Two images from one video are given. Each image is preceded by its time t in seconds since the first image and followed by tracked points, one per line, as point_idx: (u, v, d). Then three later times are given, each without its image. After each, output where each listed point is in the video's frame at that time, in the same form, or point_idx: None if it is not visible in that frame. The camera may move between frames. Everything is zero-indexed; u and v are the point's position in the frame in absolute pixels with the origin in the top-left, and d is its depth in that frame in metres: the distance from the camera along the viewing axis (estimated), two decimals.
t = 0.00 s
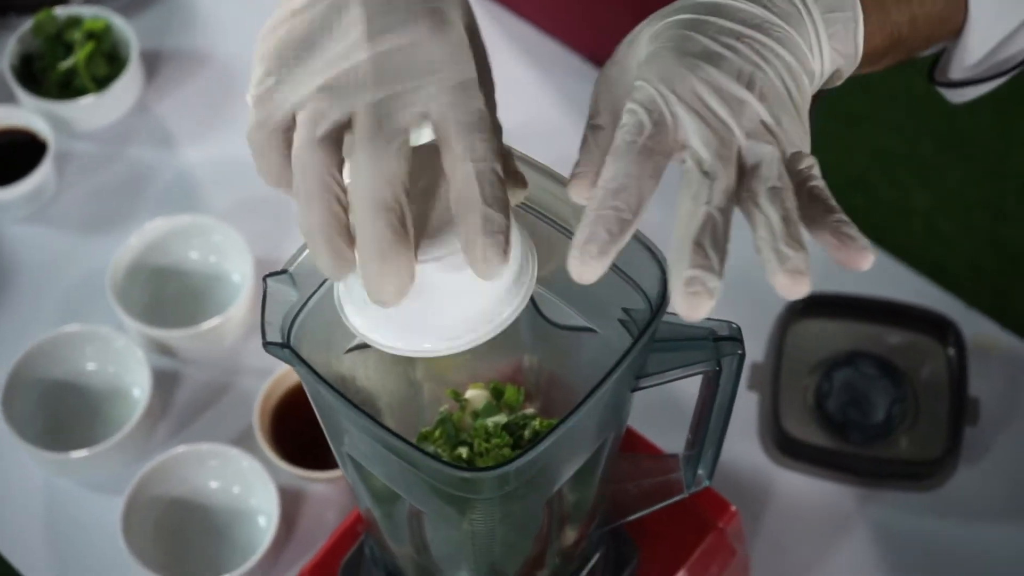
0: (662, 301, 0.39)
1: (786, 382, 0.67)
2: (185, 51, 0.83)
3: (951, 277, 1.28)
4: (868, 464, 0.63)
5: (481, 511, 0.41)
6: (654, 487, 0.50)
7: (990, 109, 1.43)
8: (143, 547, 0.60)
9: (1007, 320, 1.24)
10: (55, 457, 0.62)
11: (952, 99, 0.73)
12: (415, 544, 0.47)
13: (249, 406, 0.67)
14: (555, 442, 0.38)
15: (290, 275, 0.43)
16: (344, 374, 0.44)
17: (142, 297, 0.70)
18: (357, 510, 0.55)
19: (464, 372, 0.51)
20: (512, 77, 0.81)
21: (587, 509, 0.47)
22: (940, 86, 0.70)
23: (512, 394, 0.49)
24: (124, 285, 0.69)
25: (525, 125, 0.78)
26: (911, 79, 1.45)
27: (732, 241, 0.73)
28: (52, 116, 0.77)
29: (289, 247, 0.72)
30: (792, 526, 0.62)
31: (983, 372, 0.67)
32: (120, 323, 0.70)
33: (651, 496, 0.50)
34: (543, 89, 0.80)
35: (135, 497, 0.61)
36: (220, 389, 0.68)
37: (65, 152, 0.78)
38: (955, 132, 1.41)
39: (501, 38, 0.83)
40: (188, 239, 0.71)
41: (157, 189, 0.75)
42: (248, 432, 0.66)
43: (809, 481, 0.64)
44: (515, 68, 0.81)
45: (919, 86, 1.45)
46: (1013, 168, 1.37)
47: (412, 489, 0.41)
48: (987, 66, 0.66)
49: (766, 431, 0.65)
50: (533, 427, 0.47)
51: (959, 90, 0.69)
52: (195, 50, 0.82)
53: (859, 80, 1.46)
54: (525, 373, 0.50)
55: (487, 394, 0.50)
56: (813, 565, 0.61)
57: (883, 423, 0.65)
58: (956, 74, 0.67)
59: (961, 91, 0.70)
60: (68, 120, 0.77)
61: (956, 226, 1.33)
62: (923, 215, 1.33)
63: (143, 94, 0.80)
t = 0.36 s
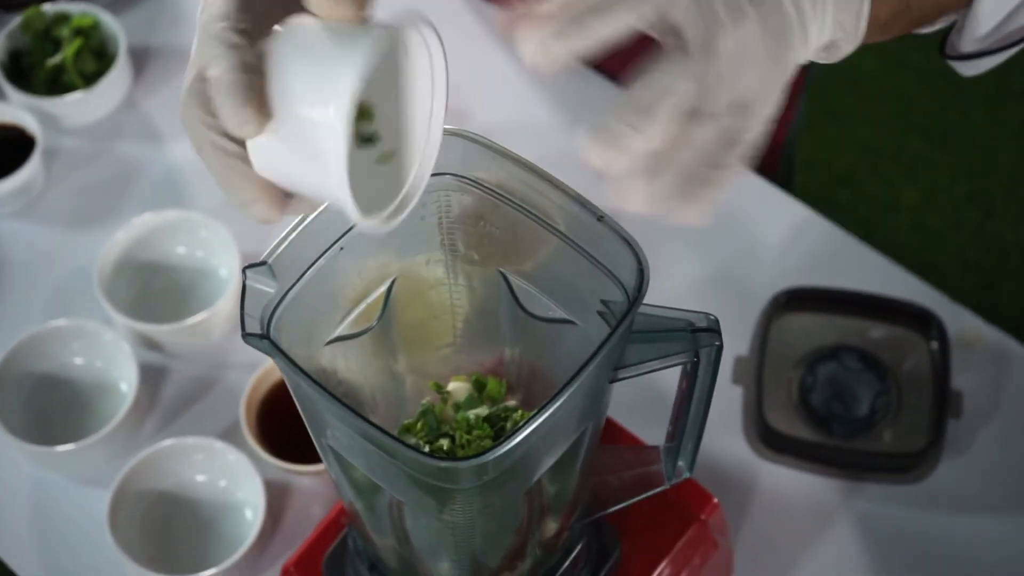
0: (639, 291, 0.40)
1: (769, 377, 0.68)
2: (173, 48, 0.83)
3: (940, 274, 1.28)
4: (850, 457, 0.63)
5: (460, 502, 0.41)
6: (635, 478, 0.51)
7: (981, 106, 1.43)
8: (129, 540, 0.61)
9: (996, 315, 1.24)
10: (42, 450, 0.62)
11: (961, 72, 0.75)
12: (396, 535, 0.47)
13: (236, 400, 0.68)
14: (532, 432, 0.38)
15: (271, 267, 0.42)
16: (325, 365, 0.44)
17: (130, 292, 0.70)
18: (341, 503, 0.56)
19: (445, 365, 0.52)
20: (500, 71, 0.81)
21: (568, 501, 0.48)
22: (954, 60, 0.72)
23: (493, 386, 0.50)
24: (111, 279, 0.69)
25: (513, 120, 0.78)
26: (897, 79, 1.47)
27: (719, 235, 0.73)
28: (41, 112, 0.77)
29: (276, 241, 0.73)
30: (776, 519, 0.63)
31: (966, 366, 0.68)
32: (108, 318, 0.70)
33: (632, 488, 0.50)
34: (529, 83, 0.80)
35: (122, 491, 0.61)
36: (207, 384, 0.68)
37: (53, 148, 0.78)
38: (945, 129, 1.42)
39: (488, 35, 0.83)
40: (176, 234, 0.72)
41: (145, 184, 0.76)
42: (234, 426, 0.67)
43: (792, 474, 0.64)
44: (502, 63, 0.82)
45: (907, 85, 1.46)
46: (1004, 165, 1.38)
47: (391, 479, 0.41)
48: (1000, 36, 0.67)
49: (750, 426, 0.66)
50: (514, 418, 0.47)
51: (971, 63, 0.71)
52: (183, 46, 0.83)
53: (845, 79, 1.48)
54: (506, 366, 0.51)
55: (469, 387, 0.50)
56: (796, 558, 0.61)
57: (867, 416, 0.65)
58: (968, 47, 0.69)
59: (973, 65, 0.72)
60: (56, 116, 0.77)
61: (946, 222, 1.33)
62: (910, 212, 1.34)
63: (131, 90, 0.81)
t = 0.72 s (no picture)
0: (643, 286, 0.40)
1: (770, 372, 0.69)
2: (173, 46, 0.83)
3: (938, 272, 1.28)
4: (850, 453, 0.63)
5: (463, 495, 0.41)
6: (636, 473, 0.51)
7: (980, 105, 1.43)
8: (132, 536, 0.61)
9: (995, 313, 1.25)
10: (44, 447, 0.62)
11: (805, 43, 0.80)
12: (399, 531, 0.47)
13: (238, 397, 0.68)
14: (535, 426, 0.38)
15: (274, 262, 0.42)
16: (328, 361, 0.44)
17: (131, 289, 0.70)
18: (343, 498, 0.56)
19: (447, 361, 0.52)
20: (501, 68, 0.81)
21: (570, 495, 0.48)
22: (792, 22, 0.74)
23: (495, 381, 0.50)
24: (112, 277, 0.69)
25: (513, 117, 0.78)
26: (895, 79, 1.47)
27: (719, 232, 0.73)
28: (41, 110, 0.77)
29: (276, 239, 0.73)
30: (777, 515, 0.63)
31: (966, 362, 0.68)
32: (109, 315, 0.70)
33: (634, 483, 0.50)
34: (530, 80, 0.80)
35: (124, 487, 0.62)
36: (209, 380, 0.68)
37: (54, 146, 0.78)
38: (944, 128, 1.42)
39: (489, 31, 0.83)
40: (176, 232, 0.72)
41: (146, 182, 0.76)
42: (236, 423, 0.67)
43: (792, 471, 0.65)
44: (503, 59, 0.81)
45: (905, 84, 1.46)
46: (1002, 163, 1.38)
47: (395, 473, 0.41)
48: None
49: (751, 421, 0.66)
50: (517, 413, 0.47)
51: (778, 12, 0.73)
52: (183, 45, 0.83)
53: (844, 79, 1.48)
54: (508, 362, 0.51)
55: (471, 382, 0.50)
56: (797, 554, 0.61)
57: (867, 412, 0.66)
58: None
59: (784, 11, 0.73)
60: (57, 114, 0.77)
61: (945, 220, 1.33)
62: (908, 211, 1.34)
63: (132, 88, 0.81)
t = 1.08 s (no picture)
0: (649, 291, 0.39)
1: (775, 375, 0.69)
2: (172, 48, 0.82)
3: (940, 272, 1.28)
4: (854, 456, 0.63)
5: (468, 502, 0.41)
6: (642, 478, 0.50)
7: (980, 105, 1.43)
8: (132, 542, 0.60)
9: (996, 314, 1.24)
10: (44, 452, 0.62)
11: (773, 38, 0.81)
12: (403, 538, 0.47)
13: (239, 401, 0.67)
14: (542, 432, 0.38)
15: (276, 265, 0.41)
16: (330, 367, 0.44)
17: (131, 293, 0.70)
18: (346, 504, 0.55)
19: (451, 366, 0.52)
20: (502, 69, 0.81)
21: (575, 501, 0.47)
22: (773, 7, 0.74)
23: (499, 386, 0.49)
24: (112, 280, 0.69)
25: (514, 119, 0.78)
26: (895, 79, 1.47)
27: (721, 233, 0.73)
28: (40, 112, 0.76)
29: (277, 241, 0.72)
30: (781, 519, 0.63)
31: (971, 365, 0.67)
32: (109, 319, 0.70)
33: (639, 488, 0.50)
34: (531, 81, 0.80)
35: (125, 492, 0.61)
36: (210, 385, 0.68)
37: (53, 148, 0.78)
38: (944, 128, 1.41)
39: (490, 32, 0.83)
40: (176, 235, 0.71)
41: (145, 184, 0.75)
42: (237, 427, 0.66)
43: (797, 474, 0.64)
44: (504, 60, 0.81)
45: (905, 84, 1.46)
46: (1003, 163, 1.38)
47: (399, 480, 0.41)
48: None
49: (755, 425, 0.66)
50: (521, 418, 0.46)
51: None
52: (183, 46, 0.82)
53: (844, 80, 1.48)
54: (512, 367, 0.51)
55: (475, 387, 0.50)
56: (802, 558, 0.61)
57: (872, 415, 0.66)
58: None
59: None
60: (56, 116, 0.77)
61: (946, 220, 1.33)
62: (909, 211, 1.34)
63: (131, 89, 0.80)
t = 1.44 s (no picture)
0: (650, 295, 0.39)
1: (774, 377, 0.68)
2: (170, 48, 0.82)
3: (940, 272, 1.28)
4: (855, 459, 0.63)
5: (468, 507, 0.40)
6: (642, 482, 0.50)
7: (980, 104, 1.43)
8: (131, 546, 0.60)
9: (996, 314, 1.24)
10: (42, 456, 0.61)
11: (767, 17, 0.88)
12: (403, 543, 0.46)
13: (237, 404, 0.67)
14: (542, 437, 0.37)
15: (274, 267, 0.41)
16: (329, 371, 0.44)
17: (129, 296, 0.70)
18: (345, 507, 0.55)
19: (450, 368, 0.51)
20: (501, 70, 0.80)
21: (576, 505, 0.47)
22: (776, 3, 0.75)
23: (499, 390, 0.49)
24: (110, 283, 0.69)
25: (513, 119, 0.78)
26: (895, 78, 1.47)
27: (721, 234, 0.73)
28: (38, 114, 0.76)
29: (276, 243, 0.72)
30: (782, 522, 0.62)
31: (972, 366, 0.67)
32: (107, 323, 0.69)
33: (640, 492, 0.50)
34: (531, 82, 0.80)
35: (123, 496, 0.61)
36: (209, 388, 0.68)
37: (50, 149, 0.77)
38: (944, 127, 1.41)
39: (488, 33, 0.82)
40: (174, 237, 0.71)
41: (144, 186, 0.75)
42: (236, 430, 0.66)
43: (798, 477, 0.64)
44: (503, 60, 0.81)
45: (904, 84, 1.46)
46: (1003, 163, 1.38)
47: (398, 485, 0.41)
48: None
49: (755, 427, 0.65)
50: (521, 423, 0.46)
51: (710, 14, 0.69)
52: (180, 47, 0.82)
53: (843, 80, 1.47)
54: (512, 370, 0.50)
55: (475, 391, 0.50)
56: (804, 561, 0.61)
57: (873, 417, 0.65)
58: None
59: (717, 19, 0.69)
60: (53, 117, 0.76)
61: (946, 220, 1.33)
62: (909, 210, 1.34)
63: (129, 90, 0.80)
